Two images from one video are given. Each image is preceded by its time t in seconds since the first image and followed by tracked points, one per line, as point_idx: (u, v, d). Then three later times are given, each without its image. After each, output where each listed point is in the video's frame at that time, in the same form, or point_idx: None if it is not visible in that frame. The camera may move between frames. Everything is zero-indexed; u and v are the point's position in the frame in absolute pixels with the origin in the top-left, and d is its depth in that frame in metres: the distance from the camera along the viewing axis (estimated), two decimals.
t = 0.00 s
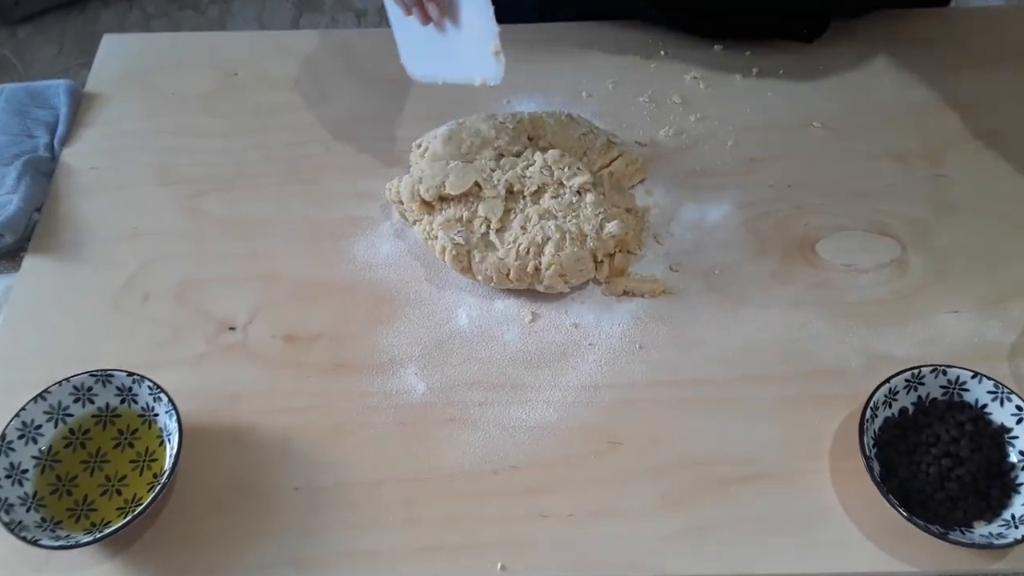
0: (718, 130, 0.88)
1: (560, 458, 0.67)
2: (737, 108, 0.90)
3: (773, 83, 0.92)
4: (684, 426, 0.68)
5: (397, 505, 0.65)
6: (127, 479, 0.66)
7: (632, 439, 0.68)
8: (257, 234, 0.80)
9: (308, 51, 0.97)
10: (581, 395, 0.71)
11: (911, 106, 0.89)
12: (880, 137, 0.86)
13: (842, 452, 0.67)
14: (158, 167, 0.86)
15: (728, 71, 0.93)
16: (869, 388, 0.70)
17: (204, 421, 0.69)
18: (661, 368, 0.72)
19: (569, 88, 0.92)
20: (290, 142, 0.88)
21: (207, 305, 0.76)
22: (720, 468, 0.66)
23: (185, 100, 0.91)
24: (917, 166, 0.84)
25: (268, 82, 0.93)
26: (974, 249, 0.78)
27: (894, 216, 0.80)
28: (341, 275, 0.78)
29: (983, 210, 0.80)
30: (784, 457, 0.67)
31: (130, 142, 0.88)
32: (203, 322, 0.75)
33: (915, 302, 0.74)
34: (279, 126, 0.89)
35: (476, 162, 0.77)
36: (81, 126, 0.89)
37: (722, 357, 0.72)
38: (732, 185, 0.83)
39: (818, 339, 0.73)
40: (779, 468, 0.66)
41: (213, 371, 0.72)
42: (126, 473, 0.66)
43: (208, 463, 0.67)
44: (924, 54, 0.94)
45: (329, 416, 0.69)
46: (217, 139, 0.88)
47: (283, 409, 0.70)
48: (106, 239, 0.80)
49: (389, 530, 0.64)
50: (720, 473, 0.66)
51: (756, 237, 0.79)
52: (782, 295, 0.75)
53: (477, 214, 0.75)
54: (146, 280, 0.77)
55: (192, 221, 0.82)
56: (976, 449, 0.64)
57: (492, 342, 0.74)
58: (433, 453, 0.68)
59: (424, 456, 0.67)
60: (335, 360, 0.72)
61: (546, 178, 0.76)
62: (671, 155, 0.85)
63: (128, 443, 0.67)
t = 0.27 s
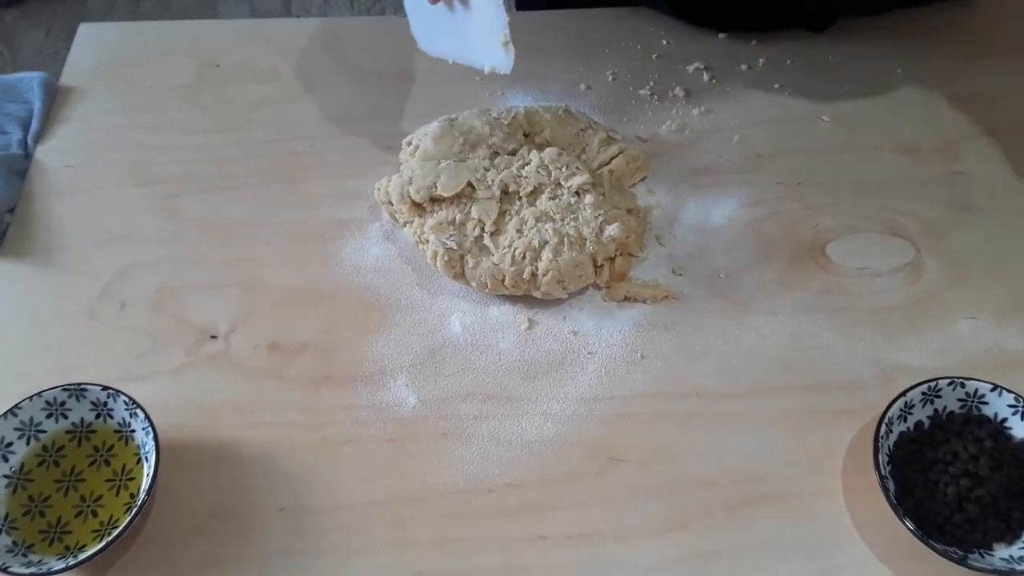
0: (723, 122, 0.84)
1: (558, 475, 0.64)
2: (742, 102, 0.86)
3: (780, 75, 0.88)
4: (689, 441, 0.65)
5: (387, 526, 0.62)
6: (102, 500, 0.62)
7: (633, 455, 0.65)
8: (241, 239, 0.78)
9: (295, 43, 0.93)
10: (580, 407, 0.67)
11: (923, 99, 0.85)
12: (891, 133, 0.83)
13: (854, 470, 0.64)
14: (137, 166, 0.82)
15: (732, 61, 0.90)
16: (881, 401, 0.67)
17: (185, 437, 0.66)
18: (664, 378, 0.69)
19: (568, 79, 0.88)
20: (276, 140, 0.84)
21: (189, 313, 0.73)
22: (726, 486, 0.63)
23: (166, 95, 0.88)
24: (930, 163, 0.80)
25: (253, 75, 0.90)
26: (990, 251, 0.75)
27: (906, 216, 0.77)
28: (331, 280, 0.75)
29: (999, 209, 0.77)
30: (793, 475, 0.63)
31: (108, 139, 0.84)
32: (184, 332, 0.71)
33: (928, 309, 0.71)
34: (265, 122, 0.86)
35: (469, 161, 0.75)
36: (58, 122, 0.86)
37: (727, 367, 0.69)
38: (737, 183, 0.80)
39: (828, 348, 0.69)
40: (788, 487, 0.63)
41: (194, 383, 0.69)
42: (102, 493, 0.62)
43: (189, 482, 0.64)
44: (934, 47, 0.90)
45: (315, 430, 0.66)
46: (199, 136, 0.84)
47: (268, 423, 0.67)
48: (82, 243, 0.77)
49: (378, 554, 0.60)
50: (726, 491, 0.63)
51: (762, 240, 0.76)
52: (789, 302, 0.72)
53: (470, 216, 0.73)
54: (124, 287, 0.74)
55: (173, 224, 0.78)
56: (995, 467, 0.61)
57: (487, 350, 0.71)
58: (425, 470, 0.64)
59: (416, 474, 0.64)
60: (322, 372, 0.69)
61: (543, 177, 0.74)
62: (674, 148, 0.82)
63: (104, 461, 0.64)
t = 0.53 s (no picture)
0: (727, 117, 0.81)
1: (559, 492, 0.61)
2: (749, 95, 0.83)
3: (789, 65, 0.85)
4: (695, 455, 0.62)
5: (380, 546, 0.59)
6: (83, 522, 0.59)
7: (637, 469, 0.62)
8: (226, 243, 0.74)
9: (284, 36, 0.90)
10: (582, 420, 0.64)
11: (936, 91, 0.82)
12: (903, 126, 0.80)
13: (869, 484, 0.61)
14: (118, 168, 0.79)
15: (738, 51, 0.87)
16: (896, 411, 0.64)
17: (169, 454, 0.63)
18: (669, 389, 0.66)
19: (567, 72, 0.85)
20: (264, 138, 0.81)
21: (173, 322, 0.70)
22: (736, 502, 0.60)
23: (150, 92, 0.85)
24: (944, 160, 0.78)
25: (240, 71, 0.87)
26: (1008, 252, 0.72)
27: (920, 216, 0.74)
28: (320, 286, 0.72)
29: (1017, 207, 0.74)
30: (805, 490, 0.61)
31: (88, 139, 0.81)
32: (168, 343, 0.69)
33: (944, 313, 0.68)
34: (252, 120, 0.83)
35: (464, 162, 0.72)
36: (37, 121, 0.82)
37: (734, 377, 0.66)
38: (743, 182, 0.77)
39: (840, 355, 0.67)
40: (801, 503, 0.60)
41: (178, 397, 0.66)
42: (83, 516, 0.59)
43: (172, 503, 0.61)
44: (946, 36, 0.87)
45: (305, 445, 0.63)
46: (185, 135, 0.81)
47: (256, 439, 0.64)
48: (61, 248, 0.74)
49: None
50: (735, 508, 0.60)
51: (770, 241, 0.73)
52: (799, 306, 0.69)
53: (465, 220, 0.70)
54: (104, 295, 0.71)
55: (156, 229, 0.75)
56: (1017, 483, 0.58)
57: (484, 360, 0.68)
58: (420, 488, 0.61)
59: (410, 492, 0.61)
60: (312, 384, 0.66)
61: (541, 179, 0.71)
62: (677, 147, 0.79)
63: (84, 482, 0.61)
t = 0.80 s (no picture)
0: (723, 133, 0.79)
1: (547, 527, 0.58)
2: (746, 110, 0.81)
3: (787, 79, 0.83)
4: (689, 487, 0.60)
5: None
6: (49, 556, 0.56)
7: (629, 502, 0.59)
8: (205, 260, 0.72)
9: (270, 44, 0.88)
10: (572, 449, 0.62)
11: (939, 107, 0.80)
12: (904, 143, 0.78)
13: (869, 519, 0.58)
14: (95, 180, 0.77)
15: (735, 64, 0.85)
16: (897, 442, 0.61)
17: (141, 483, 0.60)
18: (662, 417, 0.63)
19: (559, 85, 0.83)
20: (246, 151, 0.79)
21: (148, 343, 0.67)
22: (731, 537, 0.58)
23: (130, 101, 0.83)
24: (947, 179, 0.75)
25: (223, 80, 0.84)
26: (1012, 276, 0.69)
27: (921, 238, 0.72)
28: (301, 306, 0.69)
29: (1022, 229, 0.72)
30: (804, 525, 0.58)
31: (64, 150, 0.79)
32: (142, 365, 0.66)
33: (946, 340, 0.66)
34: (234, 132, 0.80)
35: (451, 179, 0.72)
36: (12, 131, 0.80)
37: (729, 404, 0.64)
38: (739, 201, 0.75)
39: (839, 383, 0.64)
40: (799, 539, 0.58)
41: (152, 423, 0.63)
42: (49, 549, 0.57)
43: (143, 536, 0.58)
44: (950, 49, 0.85)
45: (282, 473, 0.61)
46: (165, 147, 0.79)
47: (232, 467, 0.61)
48: (33, 264, 0.71)
49: None
50: (730, 544, 0.57)
51: (766, 262, 0.71)
52: (797, 331, 0.67)
53: (453, 240, 0.70)
54: (77, 314, 0.69)
55: (133, 245, 0.73)
56: (1021, 521, 0.56)
57: (471, 386, 0.65)
58: (403, 522, 0.59)
59: (392, 526, 0.58)
60: (291, 409, 0.64)
61: (531, 198, 0.70)
62: (670, 165, 0.77)
63: (52, 513, 0.58)
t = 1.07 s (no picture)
0: (725, 150, 0.78)
1: (545, 555, 0.57)
2: (749, 126, 0.80)
3: (790, 95, 0.82)
4: (691, 515, 0.58)
5: None
6: None
7: (629, 529, 0.57)
8: (195, 279, 0.70)
9: (265, 58, 0.86)
10: (570, 474, 0.60)
11: (945, 123, 0.79)
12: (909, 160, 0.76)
13: (878, 548, 0.57)
14: (84, 197, 0.75)
15: (737, 80, 0.83)
16: (906, 468, 0.60)
17: (126, 509, 0.59)
18: (663, 442, 0.61)
19: (557, 100, 0.82)
20: (239, 167, 0.77)
21: (136, 364, 0.66)
22: (735, 567, 0.56)
23: (122, 117, 0.81)
24: (954, 197, 0.74)
25: (217, 95, 0.83)
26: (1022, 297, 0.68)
27: (928, 258, 0.70)
28: (293, 326, 0.68)
29: None
30: (811, 554, 0.56)
31: (54, 167, 0.77)
32: (129, 387, 0.64)
33: (955, 363, 0.65)
34: (227, 148, 0.79)
35: (448, 196, 0.69)
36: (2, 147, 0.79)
37: (733, 429, 0.62)
38: (741, 219, 0.73)
39: (846, 407, 0.63)
40: (806, 569, 0.56)
41: (138, 446, 0.61)
42: None
43: (128, 565, 0.56)
44: (956, 64, 0.84)
45: (272, 500, 0.59)
46: (157, 163, 0.78)
47: (219, 493, 0.59)
48: (20, 284, 0.70)
49: None
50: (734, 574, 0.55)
51: (770, 282, 0.69)
52: (802, 353, 0.65)
53: (449, 259, 0.67)
54: (64, 334, 0.67)
55: (122, 264, 0.71)
56: None
57: (466, 409, 0.63)
58: (395, 549, 0.57)
59: (384, 554, 0.57)
60: (281, 433, 0.62)
61: (529, 218, 0.69)
62: (671, 183, 0.76)
63: (34, 540, 0.56)
